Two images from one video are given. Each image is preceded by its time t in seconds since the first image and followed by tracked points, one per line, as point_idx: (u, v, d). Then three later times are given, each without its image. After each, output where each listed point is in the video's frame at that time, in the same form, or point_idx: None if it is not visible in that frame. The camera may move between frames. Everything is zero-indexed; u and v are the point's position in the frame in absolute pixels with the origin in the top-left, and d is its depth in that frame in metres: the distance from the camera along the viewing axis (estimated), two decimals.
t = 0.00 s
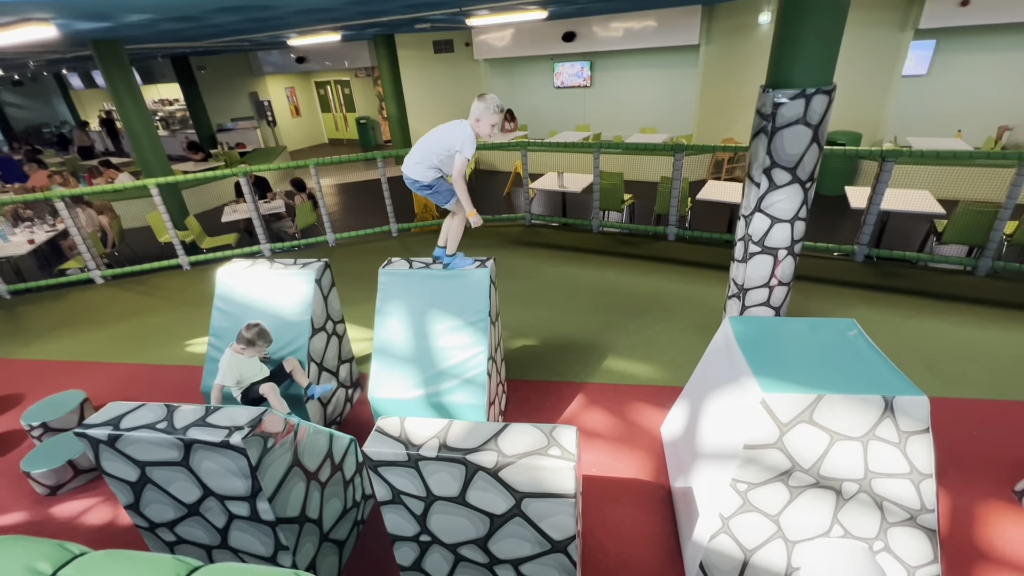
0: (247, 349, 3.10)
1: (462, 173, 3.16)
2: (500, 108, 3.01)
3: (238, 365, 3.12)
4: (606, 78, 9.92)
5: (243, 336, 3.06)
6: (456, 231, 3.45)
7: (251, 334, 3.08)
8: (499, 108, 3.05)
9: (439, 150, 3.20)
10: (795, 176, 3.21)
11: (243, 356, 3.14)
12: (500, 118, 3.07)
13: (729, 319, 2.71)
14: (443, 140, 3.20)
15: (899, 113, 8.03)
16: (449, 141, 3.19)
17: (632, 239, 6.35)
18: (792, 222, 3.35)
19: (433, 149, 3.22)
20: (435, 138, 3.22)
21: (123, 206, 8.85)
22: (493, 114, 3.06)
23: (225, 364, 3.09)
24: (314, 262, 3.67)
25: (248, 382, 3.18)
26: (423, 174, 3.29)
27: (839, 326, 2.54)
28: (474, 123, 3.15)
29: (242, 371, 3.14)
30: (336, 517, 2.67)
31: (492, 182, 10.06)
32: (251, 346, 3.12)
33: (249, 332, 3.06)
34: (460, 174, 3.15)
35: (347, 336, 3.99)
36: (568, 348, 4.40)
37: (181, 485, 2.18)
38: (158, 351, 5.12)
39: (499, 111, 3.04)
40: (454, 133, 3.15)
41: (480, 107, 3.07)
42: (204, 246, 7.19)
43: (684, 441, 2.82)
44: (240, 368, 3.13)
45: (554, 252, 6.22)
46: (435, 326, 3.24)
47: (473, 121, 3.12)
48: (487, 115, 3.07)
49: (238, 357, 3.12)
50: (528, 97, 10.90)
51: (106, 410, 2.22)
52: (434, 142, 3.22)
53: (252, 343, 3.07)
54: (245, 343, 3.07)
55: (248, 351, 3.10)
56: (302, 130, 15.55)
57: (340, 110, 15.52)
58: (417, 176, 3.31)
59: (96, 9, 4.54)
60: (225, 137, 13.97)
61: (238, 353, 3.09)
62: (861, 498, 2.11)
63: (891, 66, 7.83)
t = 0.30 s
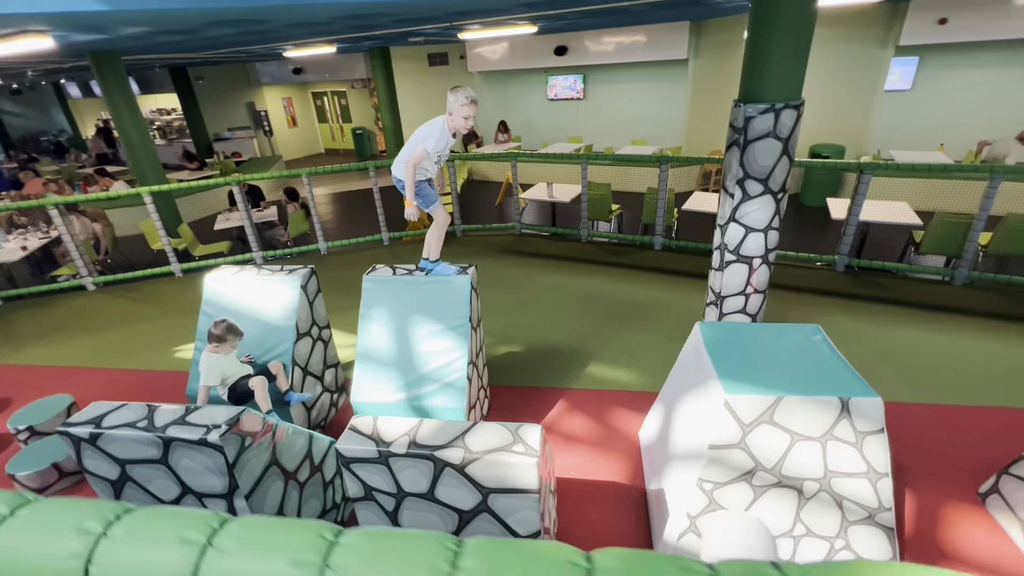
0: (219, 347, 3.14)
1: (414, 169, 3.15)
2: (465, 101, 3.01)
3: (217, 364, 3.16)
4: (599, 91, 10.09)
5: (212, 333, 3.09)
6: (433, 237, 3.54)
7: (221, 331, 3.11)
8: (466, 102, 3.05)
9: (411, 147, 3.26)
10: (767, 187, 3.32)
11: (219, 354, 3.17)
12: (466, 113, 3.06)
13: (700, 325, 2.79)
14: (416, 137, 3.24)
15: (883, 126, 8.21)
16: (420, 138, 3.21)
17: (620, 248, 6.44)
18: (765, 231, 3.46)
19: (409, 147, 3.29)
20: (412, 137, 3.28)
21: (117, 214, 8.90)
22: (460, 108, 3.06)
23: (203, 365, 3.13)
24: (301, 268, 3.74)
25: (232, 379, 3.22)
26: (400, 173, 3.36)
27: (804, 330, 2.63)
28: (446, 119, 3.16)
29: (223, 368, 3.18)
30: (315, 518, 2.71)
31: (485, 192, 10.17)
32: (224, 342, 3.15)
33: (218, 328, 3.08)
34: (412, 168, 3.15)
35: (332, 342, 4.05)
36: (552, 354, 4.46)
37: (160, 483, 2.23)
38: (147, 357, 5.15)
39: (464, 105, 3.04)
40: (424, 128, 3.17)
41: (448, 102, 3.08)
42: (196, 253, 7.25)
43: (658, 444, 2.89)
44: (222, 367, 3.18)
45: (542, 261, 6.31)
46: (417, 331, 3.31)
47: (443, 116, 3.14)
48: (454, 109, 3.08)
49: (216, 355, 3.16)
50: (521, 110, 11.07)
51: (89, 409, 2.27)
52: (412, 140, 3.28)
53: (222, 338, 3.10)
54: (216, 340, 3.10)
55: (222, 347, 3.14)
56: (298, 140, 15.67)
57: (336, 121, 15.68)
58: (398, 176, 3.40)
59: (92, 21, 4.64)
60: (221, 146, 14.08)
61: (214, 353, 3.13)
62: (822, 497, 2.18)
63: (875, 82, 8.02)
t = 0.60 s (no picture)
0: (181, 347, 3.16)
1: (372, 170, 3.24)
2: (414, 105, 3.08)
3: (179, 364, 3.18)
4: (585, 102, 10.24)
5: (173, 333, 3.12)
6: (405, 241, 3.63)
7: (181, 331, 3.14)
8: (418, 106, 3.11)
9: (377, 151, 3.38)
10: (726, 199, 3.42)
11: (182, 354, 3.20)
12: (416, 117, 3.13)
13: (656, 330, 2.86)
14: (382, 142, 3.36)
15: (858, 143, 8.41)
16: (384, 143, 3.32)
17: (598, 256, 6.53)
18: (726, 241, 3.56)
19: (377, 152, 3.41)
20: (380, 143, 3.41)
21: (97, 215, 8.85)
22: (413, 112, 3.13)
23: (166, 365, 3.13)
24: (271, 270, 3.77)
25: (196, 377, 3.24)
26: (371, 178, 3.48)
27: (754, 337, 2.73)
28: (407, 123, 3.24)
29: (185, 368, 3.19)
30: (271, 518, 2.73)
31: (470, 199, 10.24)
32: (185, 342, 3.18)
33: (179, 328, 3.11)
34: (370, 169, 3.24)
35: (303, 344, 4.07)
36: (523, 359, 4.52)
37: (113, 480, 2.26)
38: (120, 358, 5.12)
39: (414, 109, 3.11)
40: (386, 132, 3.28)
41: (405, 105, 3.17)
42: (176, 255, 7.22)
43: (615, 447, 2.95)
44: (184, 367, 3.18)
45: (521, 267, 6.37)
46: (383, 334, 3.35)
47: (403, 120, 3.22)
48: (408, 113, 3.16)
49: (178, 355, 3.17)
50: (509, 119, 11.19)
51: (43, 406, 2.29)
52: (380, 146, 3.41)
53: (182, 338, 3.13)
54: (177, 340, 3.13)
55: (183, 347, 3.16)
56: (287, 144, 15.67)
57: (325, 126, 15.71)
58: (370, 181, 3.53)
59: (71, 23, 4.67)
60: (208, 148, 14.04)
61: (177, 352, 3.14)
62: (763, 498, 2.25)
63: (850, 99, 8.25)
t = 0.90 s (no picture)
0: (157, 354, 3.19)
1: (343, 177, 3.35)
2: (375, 116, 3.13)
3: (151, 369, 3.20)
4: (574, 114, 10.35)
5: (151, 339, 3.14)
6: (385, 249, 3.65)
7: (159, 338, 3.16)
8: (379, 117, 3.16)
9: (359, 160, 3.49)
10: (701, 212, 3.48)
11: (156, 360, 3.22)
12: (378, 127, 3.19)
13: (628, 340, 2.90)
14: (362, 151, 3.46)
15: (840, 157, 8.57)
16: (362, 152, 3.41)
17: (582, 266, 6.58)
18: (702, 253, 3.61)
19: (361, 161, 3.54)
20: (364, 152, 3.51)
21: (82, 220, 8.80)
22: (379, 122, 3.19)
23: (137, 370, 3.15)
24: (250, 278, 3.77)
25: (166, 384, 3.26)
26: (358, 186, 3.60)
27: (724, 347, 2.80)
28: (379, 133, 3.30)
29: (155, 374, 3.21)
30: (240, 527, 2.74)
31: (460, 208, 10.28)
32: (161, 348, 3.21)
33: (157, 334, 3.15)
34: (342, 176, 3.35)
35: (281, 351, 4.07)
36: (504, 368, 4.53)
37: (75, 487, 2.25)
38: (99, 365, 5.08)
39: (377, 119, 3.17)
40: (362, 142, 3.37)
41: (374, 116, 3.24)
42: (160, 261, 7.18)
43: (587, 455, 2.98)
44: (156, 374, 3.20)
45: (507, 276, 6.40)
46: (359, 342, 3.36)
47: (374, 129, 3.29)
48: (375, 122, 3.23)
49: (152, 361, 3.19)
50: (499, 130, 11.29)
51: (6, 413, 2.28)
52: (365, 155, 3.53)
53: (160, 345, 3.15)
54: (153, 346, 3.15)
55: (160, 353, 3.19)
56: (279, 151, 15.67)
57: (316, 134, 15.74)
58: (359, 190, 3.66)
59: (56, 29, 4.68)
60: (199, 154, 14.02)
61: (151, 358, 3.17)
62: (729, 506, 2.27)
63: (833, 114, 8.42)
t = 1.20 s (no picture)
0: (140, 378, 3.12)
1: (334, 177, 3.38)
2: (346, 110, 3.07)
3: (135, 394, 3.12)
4: (571, 120, 10.34)
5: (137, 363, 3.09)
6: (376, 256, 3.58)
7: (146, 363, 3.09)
8: (351, 110, 3.10)
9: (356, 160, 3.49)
10: (697, 220, 3.45)
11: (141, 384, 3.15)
12: (351, 121, 3.12)
13: (623, 351, 2.85)
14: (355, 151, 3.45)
15: (836, 164, 8.58)
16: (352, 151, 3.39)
17: (578, 273, 6.53)
18: (698, 261, 3.57)
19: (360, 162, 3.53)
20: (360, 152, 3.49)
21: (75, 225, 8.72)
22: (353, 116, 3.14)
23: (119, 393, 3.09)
24: (239, 285, 3.70)
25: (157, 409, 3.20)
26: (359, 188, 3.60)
27: (721, 358, 2.75)
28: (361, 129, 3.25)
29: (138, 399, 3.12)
30: (225, 543, 2.68)
31: (456, 214, 10.24)
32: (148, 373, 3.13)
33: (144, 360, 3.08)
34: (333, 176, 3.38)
35: (271, 360, 4.00)
36: (498, 376, 4.47)
37: (52, 504, 2.21)
38: (87, 372, 4.99)
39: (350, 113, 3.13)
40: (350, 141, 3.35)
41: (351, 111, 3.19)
42: (151, 266, 7.11)
43: (582, 469, 2.93)
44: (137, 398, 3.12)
45: (502, 283, 6.35)
46: (350, 351, 3.30)
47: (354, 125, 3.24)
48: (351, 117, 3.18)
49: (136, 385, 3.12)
50: (496, 136, 11.28)
51: None
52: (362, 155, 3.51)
53: (143, 369, 3.08)
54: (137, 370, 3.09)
55: (143, 377, 3.11)
56: (275, 155, 15.61)
57: (313, 138, 15.68)
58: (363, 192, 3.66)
59: (46, 33, 4.62)
60: (194, 158, 13.96)
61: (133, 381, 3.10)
62: (726, 523, 2.20)
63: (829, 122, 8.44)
